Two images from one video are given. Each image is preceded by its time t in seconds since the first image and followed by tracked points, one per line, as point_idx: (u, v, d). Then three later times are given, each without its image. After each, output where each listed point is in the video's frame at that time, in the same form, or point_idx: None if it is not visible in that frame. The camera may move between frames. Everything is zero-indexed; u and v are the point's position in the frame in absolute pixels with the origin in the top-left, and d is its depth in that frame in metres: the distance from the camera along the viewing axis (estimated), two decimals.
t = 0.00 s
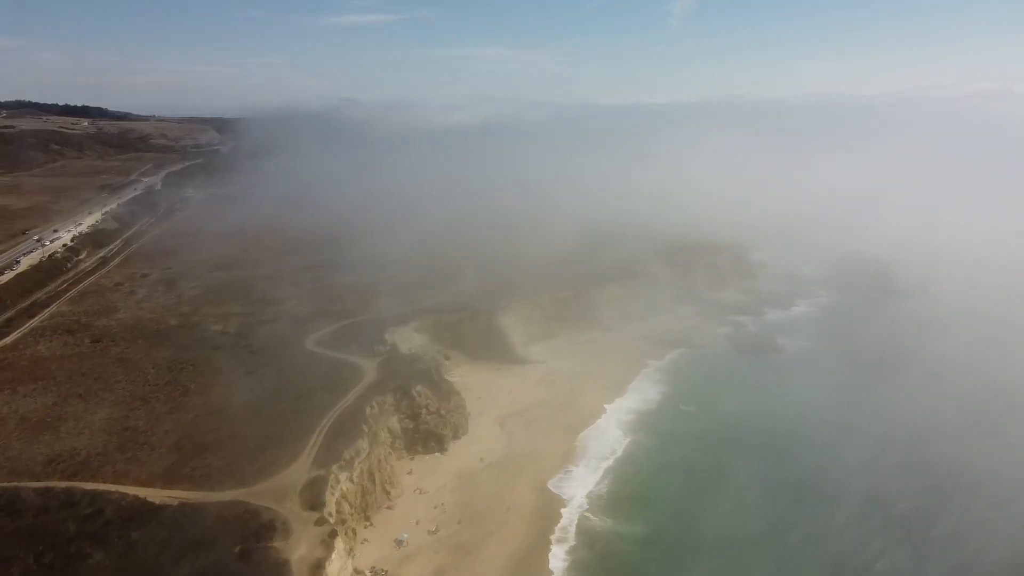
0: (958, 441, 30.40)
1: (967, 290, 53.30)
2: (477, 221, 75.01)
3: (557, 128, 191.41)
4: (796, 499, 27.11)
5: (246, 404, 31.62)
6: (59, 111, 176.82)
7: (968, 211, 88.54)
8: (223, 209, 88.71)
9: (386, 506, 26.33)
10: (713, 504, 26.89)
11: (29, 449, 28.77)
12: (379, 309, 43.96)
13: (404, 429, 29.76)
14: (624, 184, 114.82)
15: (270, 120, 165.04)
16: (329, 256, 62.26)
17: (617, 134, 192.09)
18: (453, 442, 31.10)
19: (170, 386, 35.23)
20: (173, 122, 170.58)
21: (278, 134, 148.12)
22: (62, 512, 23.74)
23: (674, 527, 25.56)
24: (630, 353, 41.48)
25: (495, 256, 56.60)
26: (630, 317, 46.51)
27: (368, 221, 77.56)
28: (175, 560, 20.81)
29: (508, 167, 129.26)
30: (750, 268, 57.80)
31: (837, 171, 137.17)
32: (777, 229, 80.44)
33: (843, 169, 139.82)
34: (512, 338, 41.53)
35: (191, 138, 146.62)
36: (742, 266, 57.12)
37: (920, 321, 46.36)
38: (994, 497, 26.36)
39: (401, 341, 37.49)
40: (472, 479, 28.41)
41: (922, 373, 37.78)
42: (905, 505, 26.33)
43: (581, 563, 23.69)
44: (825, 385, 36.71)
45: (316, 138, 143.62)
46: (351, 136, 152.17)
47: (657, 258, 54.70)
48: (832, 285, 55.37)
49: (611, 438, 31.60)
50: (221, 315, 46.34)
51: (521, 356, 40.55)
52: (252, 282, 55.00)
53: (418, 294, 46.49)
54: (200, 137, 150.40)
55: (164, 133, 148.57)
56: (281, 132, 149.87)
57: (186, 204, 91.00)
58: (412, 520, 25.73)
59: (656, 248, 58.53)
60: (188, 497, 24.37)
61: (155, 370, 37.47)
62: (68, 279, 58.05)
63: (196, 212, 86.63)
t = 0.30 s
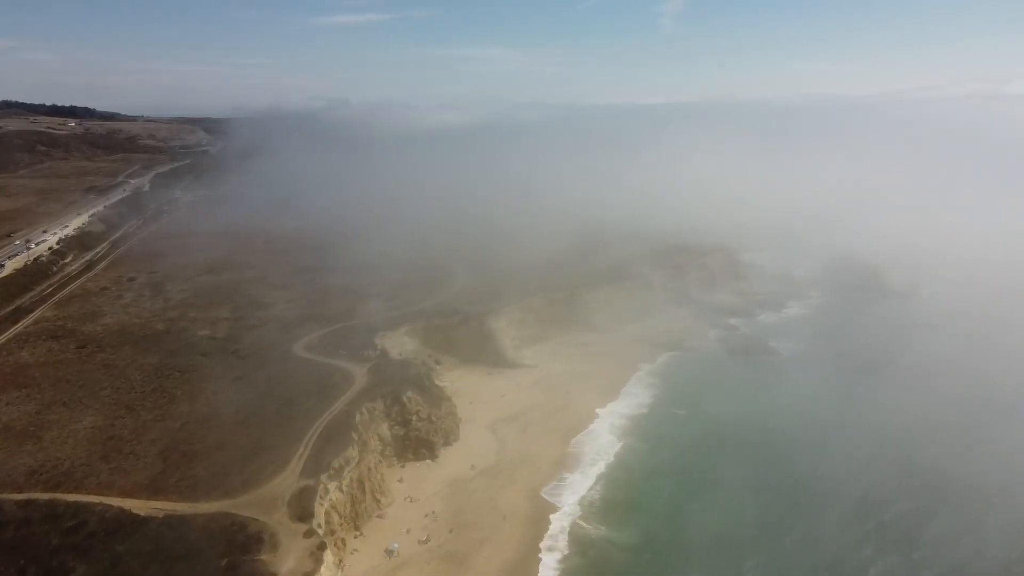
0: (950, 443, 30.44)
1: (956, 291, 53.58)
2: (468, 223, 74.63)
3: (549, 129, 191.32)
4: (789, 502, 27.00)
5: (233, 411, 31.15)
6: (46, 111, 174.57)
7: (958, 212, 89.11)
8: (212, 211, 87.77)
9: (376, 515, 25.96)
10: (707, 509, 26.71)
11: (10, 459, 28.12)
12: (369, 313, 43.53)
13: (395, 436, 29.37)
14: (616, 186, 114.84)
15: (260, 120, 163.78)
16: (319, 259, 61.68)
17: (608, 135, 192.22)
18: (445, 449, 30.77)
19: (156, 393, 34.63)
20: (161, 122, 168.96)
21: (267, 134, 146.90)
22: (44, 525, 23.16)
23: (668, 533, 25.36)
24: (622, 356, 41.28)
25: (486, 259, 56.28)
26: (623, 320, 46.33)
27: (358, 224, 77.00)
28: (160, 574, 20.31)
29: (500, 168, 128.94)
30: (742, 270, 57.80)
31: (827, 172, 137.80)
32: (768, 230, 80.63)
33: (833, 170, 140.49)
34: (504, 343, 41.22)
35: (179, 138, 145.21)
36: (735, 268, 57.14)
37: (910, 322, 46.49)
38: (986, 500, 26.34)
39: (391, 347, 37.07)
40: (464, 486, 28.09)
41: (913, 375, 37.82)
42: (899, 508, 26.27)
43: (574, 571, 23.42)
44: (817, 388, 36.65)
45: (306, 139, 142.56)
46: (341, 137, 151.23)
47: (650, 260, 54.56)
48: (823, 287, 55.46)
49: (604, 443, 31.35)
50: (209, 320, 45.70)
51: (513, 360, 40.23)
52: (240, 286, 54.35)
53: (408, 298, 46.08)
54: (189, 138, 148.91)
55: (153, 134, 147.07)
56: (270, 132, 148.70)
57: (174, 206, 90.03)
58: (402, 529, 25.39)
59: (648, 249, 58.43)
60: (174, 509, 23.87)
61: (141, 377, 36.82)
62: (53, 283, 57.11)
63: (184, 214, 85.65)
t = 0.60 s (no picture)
0: (940, 445, 30.49)
1: (945, 292, 53.87)
2: (458, 225, 74.29)
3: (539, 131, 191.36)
4: (782, 507, 26.90)
5: (220, 419, 30.66)
6: (32, 110, 172.39)
7: (944, 214, 89.87)
8: (199, 213, 86.80)
9: (366, 524, 25.62)
10: (700, 514, 26.53)
11: None
12: (359, 317, 43.12)
13: (385, 443, 28.99)
14: (606, 188, 114.92)
15: (249, 120, 162.50)
16: (307, 262, 61.12)
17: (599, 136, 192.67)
18: (435, 456, 30.44)
19: (142, 400, 34.04)
20: (148, 122, 167.23)
21: (255, 135, 145.71)
22: (25, 538, 22.58)
23: (661, 540, 25.15)
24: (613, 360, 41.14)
25: (477, 261, 55.95)
26: (614, 322, 46.17)
27: (347, 226, 76.42)
28: None
29: (491, 170, 128.68)
30: (732, 272, 57.89)
31: (815, 173, 138.57)
32: (758, 231, 80.91)
33: (821, 171, 141.35)
34: (494, 347, 40.93)
35: (167, 139, 143.75)
36: (726, 270, 57.16)
37: (899, 324, 46.68)
38: (978, 504, 26.31)
39: (380, 352, 36.70)
40: (455, 494, 27.78)
41: (902, 377, 37.93)
42: (891, 511, 26.24)
43: None
44: (807, 391, 36.65)
45: (295, 140, 141.53)
46: (331, 138, 150.32)
47: (641, 262, 54.46)
48: (814, 289, 55.57)
49: (595, 449, 31.15)
50: (196, 325, 45.07)
51: (504, 365, 40.01)
52: (228, 290, 53.70)
53: (398, 302, 45.69)
54: (178, 138, 147.44)
55: (140, 134, 145.51)
56: (259, 133, 147.53)
57: (161, 208, 89.03)
58: (392, 539, 25.05)
59: (639, 251, 58.36)
60: (159, 522, 23.36)
61: (126, 384, 36.17)
62: (37, 287, 56.19)
63: (172, 216, 84.68)
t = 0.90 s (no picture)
0: (930, 448, 30.53)
1: (933, 293, 54.09)
2: (448, 227, 73.90)
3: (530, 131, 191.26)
4: (775, 511, 26.76)
5: (207, 427, 30.12)
6: (17, 110, 170.16)
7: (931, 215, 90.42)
8: (187, 214, 85.85)
9: (355, 533, 25.25)
10: (693, 521, 26.32)
11: None
12: (348, 321, 42.68)
13: (374, 451, 28.61)
14: (597, 189, 114.93)
15: (237, 121, 161.12)
16: (296, 264, 60.50)
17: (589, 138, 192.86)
18: (425, 463, 30.06)
19: (127, 408, 33.42)
20: (136, 123, 165.60)
21: (244, 135, 144.49)
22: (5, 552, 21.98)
23: (653, 547, 24.94)
24: (604, 363, 40.91)
25: (467, 264, 55.61)
26: (605, 325, 46.02)
27: (336, 228, 75.80)
28: None
29: (481, 171, 128.30)
30: (723, 273, 57.91)
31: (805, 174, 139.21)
32: (748, 232, 81.08)
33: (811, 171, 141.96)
34: (485, 351, 40.63)
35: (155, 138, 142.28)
36: (717, 272, 57.16)
37: (889, 325, 46.80)
38: (968, 506, 26.32)
39: (370, 358, 36.27)
40: (445, 502, 27.44)
41: (892, 379, 37.96)
42: (883, 514, 26.19)
43: None
44: (798, 394, 36.63)
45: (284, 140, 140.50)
46: (320, 138, 149.32)
47: (632, 264, 54.31)
48: (805, 290, 55.64)
49: (587, 454, 30.94)
50: (182, 330, 44.43)
51: (494, 369, 39.71)
52: (216, 294, 53.01)
53: (387, 305, 45.25)
54: (165, 138, 145.93)
55: (127, 134, 143.94)
56: (247, 133, 146.31)
57: (148, 210, 88.01)
58: (382, 549, 24.69)
59: (630, 253, 58.23)
60: (143, 534, 22.84)
61: (111, 391, 35.52)
62: (21, 291, 55.23)
63: (158, 218, 83.70)
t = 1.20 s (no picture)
0: (920, 450, 30.62)
1: (922, 295, 54.37)
2: (438, 230, 73.49)
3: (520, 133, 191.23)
4: (768, 515, 26.68)
5: (193, 436, 29.56)
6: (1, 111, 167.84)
7: (918, 217, 91.16)
8: (174, 216, 84.91)
9: (345, 543, 24.89)
10: (686, 526, 26.17)
11: None
12: (336, 326, 42.23)
13: (363, 458, 28.22)
14: (587, 190, 114.91)
15: (225, 121, 159.72)
16: (284, 268, 59.88)
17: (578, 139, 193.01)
18: (415, 470, 29.74)
19: (111, 417, 32.77)
20: (123, 123, 163.76)
21: (232, 136, 143.23)
22: None
23: (646, 554, 24.74)
24: (595, 367, 40.72)
25: (457, 267, 55.28)
26: (596, 329, 45.84)
27: (325, 230, 75.17)
28: None
29: (471, 172, 127.93)
30: (713, 275, 57.99)
31: (793, 175, 140.02)
32: (738, 233, 81.35)
33: (799, 173, 142.81)
34: (475, 356, 40.33)
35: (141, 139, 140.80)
36: (708, 274, 57.18)
37: (877, 327, 47.00)
38: (959, 509, 26.33)
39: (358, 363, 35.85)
40: (436, 510, 27.13)
41: (882, 382, 38.03)
42: (875, 518, 26.15)
43: None
44: (790, 397, 36.60)
45: (272, 141, 139.45)
46: (309, 139, 148.35)
47: (623, 265, 54.16)
48: (795, 292, 55.76)
49: (578, 460, 30.72)
50: (168, 335, 43.77)
51: (484, 374, 39.41)
52: (203, 298, 52.31)
53: (376, 309, 44.82)
54: (152, 139, 144.39)
55: (113, 134, 142.29)
56: (235, 134, 145.05)
57: (134, 211, 86.93)
58: (371, 559, 24.34)
59: (621, 255, 58.12)
60: (127, 547, 22.26)
61: (95, 399, 34.82)
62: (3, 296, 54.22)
63: (145, 220, 82.70)
